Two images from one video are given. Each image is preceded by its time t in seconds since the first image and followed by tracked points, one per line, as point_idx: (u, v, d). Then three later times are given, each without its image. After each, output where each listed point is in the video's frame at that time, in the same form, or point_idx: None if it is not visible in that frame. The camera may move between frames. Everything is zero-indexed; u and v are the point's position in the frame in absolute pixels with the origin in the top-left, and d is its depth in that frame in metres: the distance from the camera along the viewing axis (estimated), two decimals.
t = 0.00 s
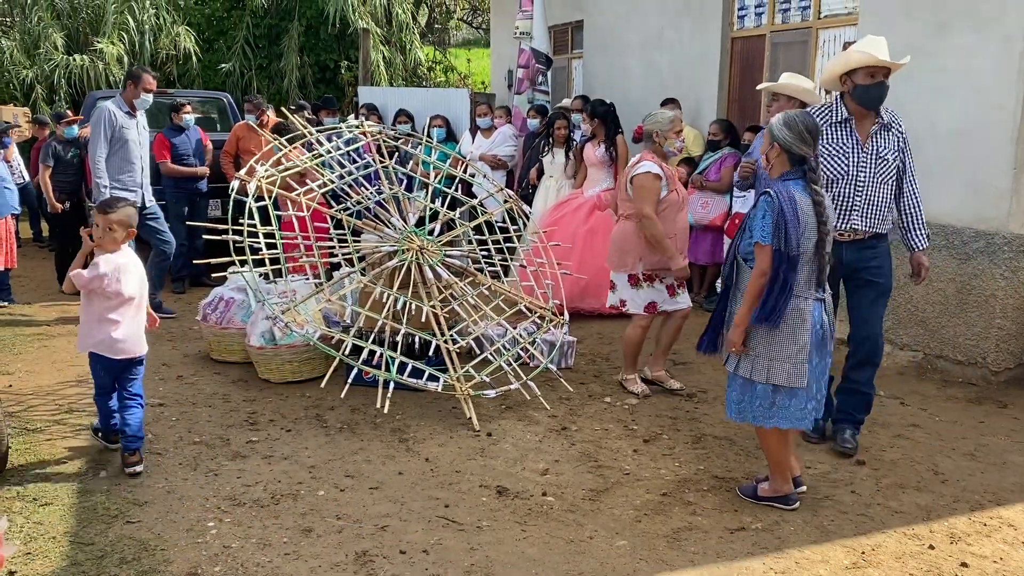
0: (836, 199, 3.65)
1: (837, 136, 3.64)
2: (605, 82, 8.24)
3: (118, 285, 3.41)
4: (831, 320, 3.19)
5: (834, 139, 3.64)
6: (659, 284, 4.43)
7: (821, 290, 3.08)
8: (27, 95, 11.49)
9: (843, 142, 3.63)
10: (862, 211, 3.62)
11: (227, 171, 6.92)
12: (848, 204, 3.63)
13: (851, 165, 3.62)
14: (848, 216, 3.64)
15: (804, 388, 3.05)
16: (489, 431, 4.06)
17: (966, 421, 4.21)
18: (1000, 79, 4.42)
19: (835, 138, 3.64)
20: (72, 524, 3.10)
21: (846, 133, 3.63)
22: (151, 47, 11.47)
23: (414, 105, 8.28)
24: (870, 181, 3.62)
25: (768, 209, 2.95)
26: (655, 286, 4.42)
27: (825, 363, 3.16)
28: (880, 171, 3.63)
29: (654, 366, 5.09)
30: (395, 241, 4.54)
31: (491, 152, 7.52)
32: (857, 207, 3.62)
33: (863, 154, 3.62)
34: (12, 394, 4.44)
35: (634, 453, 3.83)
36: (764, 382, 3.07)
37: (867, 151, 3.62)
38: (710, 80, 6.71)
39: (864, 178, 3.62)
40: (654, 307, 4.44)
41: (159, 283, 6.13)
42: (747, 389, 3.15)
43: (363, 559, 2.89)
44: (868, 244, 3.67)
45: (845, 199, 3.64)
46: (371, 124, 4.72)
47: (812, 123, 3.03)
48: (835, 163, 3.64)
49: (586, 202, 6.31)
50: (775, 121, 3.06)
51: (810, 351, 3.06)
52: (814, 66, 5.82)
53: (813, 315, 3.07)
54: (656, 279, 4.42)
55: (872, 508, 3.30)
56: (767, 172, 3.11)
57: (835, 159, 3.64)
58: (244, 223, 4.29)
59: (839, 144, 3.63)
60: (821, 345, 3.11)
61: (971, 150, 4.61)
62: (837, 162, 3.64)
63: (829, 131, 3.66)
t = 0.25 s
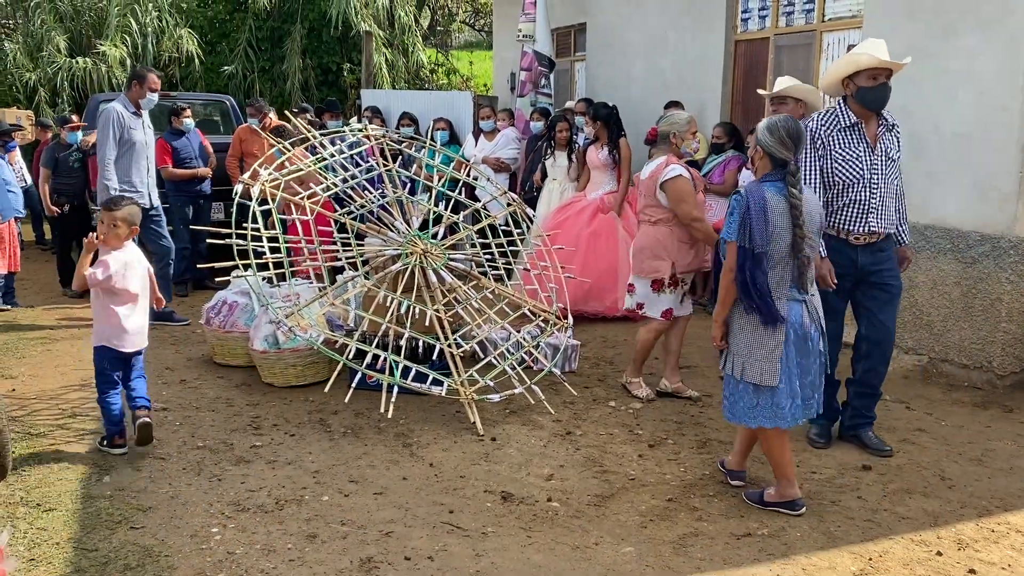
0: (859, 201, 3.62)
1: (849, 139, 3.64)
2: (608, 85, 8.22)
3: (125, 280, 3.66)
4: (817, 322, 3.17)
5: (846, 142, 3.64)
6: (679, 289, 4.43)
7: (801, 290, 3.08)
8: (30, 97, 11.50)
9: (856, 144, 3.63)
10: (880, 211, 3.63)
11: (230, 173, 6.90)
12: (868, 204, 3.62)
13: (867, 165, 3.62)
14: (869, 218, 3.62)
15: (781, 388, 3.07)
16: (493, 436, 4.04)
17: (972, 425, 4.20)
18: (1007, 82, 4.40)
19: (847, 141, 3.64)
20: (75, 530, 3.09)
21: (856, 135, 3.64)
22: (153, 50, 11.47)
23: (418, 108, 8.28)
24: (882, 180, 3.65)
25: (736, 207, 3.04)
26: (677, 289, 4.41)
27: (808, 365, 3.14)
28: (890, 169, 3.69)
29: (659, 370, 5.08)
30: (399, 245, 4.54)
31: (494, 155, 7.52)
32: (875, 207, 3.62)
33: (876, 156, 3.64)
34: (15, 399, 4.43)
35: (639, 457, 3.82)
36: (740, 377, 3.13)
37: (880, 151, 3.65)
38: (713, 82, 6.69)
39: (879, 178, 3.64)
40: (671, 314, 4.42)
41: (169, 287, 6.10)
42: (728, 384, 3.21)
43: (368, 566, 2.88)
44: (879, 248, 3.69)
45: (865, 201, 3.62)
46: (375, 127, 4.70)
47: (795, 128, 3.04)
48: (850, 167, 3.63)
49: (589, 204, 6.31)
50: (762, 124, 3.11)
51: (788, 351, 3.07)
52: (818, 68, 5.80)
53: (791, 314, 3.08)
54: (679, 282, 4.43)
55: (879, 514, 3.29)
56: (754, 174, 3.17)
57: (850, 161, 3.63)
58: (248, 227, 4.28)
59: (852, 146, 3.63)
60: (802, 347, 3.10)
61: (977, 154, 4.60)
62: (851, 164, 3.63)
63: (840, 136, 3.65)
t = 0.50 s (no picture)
0: (876, 209, 3.60)
1: (866, 148, 3.60)
2: (610, 86, 8.20)
3: (137, 280, 3.65)
4: (799, 323, 3.14)
5: (863, 150, 3.59)
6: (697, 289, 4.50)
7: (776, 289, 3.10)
8: (30, 99, 11.47)
9: (873, 153, 3.60)
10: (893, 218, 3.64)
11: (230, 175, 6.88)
12: (883, 212, 3.60)
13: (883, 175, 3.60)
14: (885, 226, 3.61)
15: (743, 382, 3.12)
16: (495, 440, 4.01)
17: (978, 429, 4.16)
18: (1012, 83, 4.37)
19: (864, 150, 3.59)
20: (74, 536, 3.06)
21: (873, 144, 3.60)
22: (154, 51, 11.45)
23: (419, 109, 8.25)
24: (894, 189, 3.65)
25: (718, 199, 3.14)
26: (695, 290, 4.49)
27: (782, 363, 3.12)
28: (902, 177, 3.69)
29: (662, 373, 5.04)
30: (401, 247, 4.51)
31: (495, 156, 7.49)
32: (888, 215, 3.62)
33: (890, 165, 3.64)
34: (15, 402, 4.40)
35: (643, 462, 3.79)
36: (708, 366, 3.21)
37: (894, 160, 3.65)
38: (716, 83, 6.67)
39: (891, 186, 3.63)
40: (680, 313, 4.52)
41: (176, 284, 6.12)
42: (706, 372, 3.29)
43: (369, 572, 2.85)
44: (893, 253, 3.70)
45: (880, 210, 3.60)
46: (376, 128, 4.67)
47: (790, 128, 3.03)
48: (865, 176, 3.59)
49: (591, 206, 6.28)
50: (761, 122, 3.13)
51: (755, 348, 3.10)
52: (821, 70, 5.78)
53: (766, 310, 3.10)
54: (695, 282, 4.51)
55: (885, 519, 3.25)
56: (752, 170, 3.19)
57: (866, 170, 3.59)
58: (248, 229, 4.25)
59: (869, 155, 3.59)
60: (772, 347, 3.10)
61: (981, 156, 4.57)
62: (869, 172, 3.59)
63: (856, 144, 3.60)
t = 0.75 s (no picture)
0: (892, 208, 3.52)
1: (889, 144, 3.51)
2: (609, 87, 8.15)
3: (127, 271, 3.79)
4: (772, 331, 3.13)
5: (885, 147, 3.52)
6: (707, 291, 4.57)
7: (748, 293, 3.12)
8: (27, 100, 11.42)
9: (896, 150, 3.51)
10: (914, 219, 3.54)
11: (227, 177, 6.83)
12: (902, 212, 3.51)
13: (904, 173, 3.51)
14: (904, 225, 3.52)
15: (709, 381, 3.20)
16: (492, 445, 3.96)
17: (981, 434, 4.11)
18: (1016, 85, 4.32)
19: (887, 146, 3.51)
20: (62, 544, 3.00)
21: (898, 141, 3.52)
22: (151, 51, 11.40)
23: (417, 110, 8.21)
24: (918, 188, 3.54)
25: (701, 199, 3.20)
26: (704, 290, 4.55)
27: (749, 366, 3.14)
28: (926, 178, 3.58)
29: (662, 377, 4.99)
30: (396, 250, 4.44)
31: (493, 157, 7.43)
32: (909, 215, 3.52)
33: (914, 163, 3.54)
34: (6, 406, 4.35)
35: (642, 468, 3.73)
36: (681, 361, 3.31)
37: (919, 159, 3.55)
38: (716, 84, 6.62)
39: (913, 186, 3.53)
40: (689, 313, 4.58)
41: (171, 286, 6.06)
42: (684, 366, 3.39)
43: None
44: (913, 256, 3.60)
45: (898, 209, 3.51)
46: (373, 129, 4.61)
47: (778, 136, 3.02)
48: (886, 172, 3.51)
49: (589, 207, 6.24)
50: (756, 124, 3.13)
51: (721, 351, 3.16)
52: (821, 71, 5.73)
53: (737, 313, 3.14)
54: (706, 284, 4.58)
55: (888, 526, 3.20)
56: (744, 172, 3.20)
57: (887, 167, 3.51)
58: (242, 231, 4.19)
59: (891, 152, 3.51)
60: (740, 351, 3.14)
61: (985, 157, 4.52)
62: (890, 170, 3.51)
63: (878, 140, 3.53)
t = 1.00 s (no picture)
0: (904, 215, 3.46)
1: (907, 149, 3.46)
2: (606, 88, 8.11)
3: (104, 271, 3.74)
4: (736, 330, 3.04)
5: (902, 153, 3.46)
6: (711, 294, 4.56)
7: (714, 290, 3.07)
8: (20, 100, 11.35)
9: (913, 156, 3.45)
10: (930, 227, 3.46)
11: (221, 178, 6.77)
12: (916, 220, 3.45)
13: (921, 180, 3.44)
14: (919, 234, 3.45)
15: (674, 376, 3.17)
16: (485, 450, 3.91)
17: (979, 439, 4.08)
18: (1015, 86, 4.28)
19: (905, 151, 3.46)
20: (47, 553, 2.95)
21: (916, 148, 3.46)
22: (146, 51, 11.34)
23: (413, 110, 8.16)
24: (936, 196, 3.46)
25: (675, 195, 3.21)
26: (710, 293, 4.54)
27: (710, 362, 3.07)
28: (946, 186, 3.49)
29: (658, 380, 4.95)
30: (390, 253, 4.39)
31: (489, 158, 7.39)
32: (926, 223, 3.46)
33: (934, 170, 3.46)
34: None
35: (637, 474, 3.69)
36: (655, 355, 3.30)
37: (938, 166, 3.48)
38: (713, 85, 6.58)
39: (931, 193, 3.45)
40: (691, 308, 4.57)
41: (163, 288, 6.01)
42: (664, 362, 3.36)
43: None
44: (930, 263, 3.54)
45: (912, 216, 3.45)
46: (366, 130, 4.56)
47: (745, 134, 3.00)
48: (901, 177, 3.46)
49: (584, 209, 6.21)
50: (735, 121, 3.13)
51: (686, 346, 3.12)
52: (819, 72, 5.69)
53: (700, 309, 3.09)
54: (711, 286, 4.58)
55: (887, 534, 3.16)
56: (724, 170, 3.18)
57: (903, 173, 3.46)
58: (234, 234, 4.14)
59: (908, 158, 3.46)
60: (702, 348, 3.08)
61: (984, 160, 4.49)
62: (907, 176, 3.45)
63: (895, 144, 3.48)
